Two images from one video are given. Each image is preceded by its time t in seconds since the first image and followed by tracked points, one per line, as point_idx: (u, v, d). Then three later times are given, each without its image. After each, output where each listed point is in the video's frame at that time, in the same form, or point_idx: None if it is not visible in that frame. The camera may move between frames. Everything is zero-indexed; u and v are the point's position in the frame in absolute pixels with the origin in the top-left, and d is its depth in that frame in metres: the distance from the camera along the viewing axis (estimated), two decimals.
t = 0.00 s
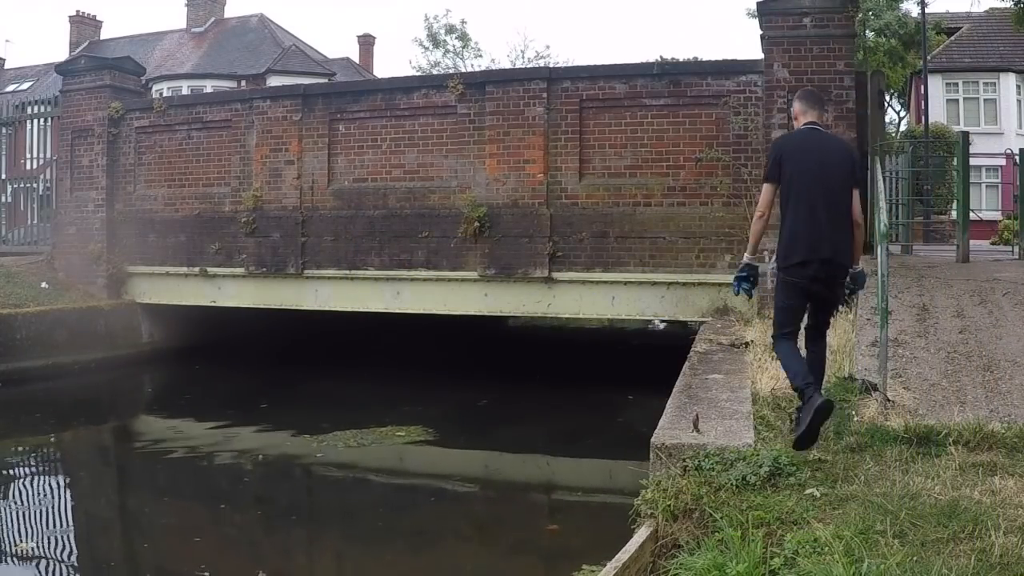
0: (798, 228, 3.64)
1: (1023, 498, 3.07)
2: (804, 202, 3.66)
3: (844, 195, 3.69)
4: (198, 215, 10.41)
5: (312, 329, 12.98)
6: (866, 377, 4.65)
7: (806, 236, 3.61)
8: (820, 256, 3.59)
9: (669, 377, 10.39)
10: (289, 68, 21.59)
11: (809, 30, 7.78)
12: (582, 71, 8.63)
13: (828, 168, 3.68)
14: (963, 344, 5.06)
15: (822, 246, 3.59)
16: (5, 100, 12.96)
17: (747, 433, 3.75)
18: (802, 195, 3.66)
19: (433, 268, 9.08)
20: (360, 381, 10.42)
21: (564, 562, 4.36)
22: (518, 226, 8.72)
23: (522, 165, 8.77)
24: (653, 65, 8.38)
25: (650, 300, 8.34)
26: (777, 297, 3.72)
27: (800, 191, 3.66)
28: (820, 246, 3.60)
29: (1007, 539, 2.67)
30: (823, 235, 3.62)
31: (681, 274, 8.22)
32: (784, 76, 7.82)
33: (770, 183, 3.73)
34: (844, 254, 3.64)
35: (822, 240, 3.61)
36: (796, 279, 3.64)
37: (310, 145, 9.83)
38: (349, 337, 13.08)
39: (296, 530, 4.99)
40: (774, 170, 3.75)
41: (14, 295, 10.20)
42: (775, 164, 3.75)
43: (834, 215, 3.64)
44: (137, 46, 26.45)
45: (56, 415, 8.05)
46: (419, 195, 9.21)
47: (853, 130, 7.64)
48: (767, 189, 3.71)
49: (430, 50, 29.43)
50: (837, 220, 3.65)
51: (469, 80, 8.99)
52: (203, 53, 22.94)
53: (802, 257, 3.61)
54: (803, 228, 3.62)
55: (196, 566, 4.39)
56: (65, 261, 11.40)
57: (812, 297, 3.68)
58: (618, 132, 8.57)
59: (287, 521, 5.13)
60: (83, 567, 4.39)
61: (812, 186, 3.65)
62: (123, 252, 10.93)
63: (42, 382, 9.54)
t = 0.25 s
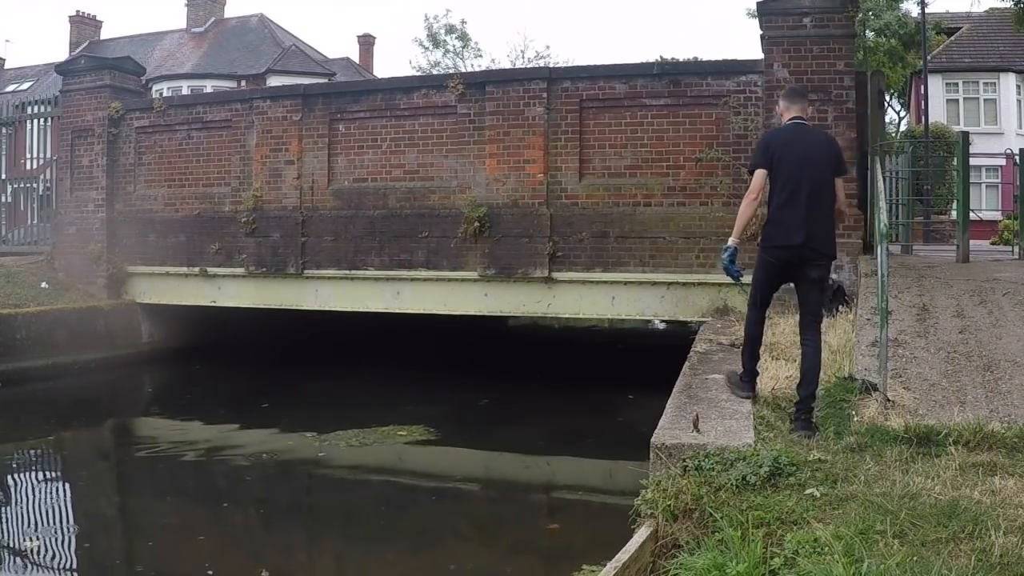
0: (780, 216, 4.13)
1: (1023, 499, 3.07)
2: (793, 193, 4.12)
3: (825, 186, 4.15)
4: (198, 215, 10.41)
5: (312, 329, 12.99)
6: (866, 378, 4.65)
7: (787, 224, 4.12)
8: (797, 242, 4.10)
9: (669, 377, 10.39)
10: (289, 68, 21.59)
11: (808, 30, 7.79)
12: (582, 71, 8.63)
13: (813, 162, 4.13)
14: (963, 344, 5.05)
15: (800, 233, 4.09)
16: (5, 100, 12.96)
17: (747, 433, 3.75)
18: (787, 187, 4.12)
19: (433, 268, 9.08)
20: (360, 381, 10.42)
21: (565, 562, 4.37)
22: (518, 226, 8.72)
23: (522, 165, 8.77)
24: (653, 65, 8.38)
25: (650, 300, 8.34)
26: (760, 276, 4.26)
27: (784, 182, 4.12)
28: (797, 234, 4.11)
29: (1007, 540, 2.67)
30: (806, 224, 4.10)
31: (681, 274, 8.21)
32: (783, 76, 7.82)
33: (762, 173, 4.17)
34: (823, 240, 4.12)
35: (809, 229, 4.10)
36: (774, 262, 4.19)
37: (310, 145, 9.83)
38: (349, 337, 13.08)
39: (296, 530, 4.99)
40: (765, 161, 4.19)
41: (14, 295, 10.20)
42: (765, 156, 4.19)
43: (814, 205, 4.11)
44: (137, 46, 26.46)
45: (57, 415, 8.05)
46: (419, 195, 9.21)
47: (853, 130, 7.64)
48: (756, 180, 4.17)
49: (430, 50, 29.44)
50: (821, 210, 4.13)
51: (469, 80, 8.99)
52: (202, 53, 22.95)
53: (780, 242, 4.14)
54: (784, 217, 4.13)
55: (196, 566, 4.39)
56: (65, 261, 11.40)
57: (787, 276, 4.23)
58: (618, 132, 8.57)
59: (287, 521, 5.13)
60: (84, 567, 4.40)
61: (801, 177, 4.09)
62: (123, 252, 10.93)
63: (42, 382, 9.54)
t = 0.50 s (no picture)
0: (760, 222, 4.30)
1: (1023, 499, 3.07)
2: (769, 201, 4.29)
3: (803, 193, 4.32)
4: (198, 215, 10.41)
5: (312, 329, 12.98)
6: (866, 377, 4.65)
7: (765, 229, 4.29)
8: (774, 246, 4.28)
9: (669, 377, 10.39)
10: (289, 68, 21.60)
11: (808, 30, 7.79)
12: (582, 71, 8.63)
13: (789, 169, 4.30)
14: (963, 344, 5.05)
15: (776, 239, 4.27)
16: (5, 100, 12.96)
17: (747, 433, 3.75)
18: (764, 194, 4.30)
19: (433, 268, 9.08)
20: (360, 381, 10.43)
21: (565, 562, 4.37)
22: (518, 226, 8.72)
23: (522, 165, 8.77)
24: (653, 65, 8.38)
25: (650, 300, 8.34)
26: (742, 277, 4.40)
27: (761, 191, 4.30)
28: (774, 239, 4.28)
29: (1007, 539, 2.67)
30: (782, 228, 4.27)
31: (682, 274, 8.21)
32: (784, 77, 7.82)
33: (741, 182, 4.36)
34: (800, 245, 4.29)
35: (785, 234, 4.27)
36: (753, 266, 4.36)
37: (310, 145, 9.83)
38: (349, 337, 13.08)
39: (296, 530, 4.99)
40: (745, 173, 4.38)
41: (14, 295, 10.20)
42: (745, 165, 4.38)
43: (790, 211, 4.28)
44: (137, 46, 26.47)
45: (57, 415, 8.05)
46: (419, 195, 9.21)
47: (854, 130, 7.64)
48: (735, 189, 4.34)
49: (430, 50, 29.45)
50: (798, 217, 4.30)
51: (469, 80, 8.99)
52: (203, 53, 22.96)
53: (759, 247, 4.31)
54: (762, 223, 4.30)
55: (196, 566, 4.39)
56: (65, 261, 11.40)
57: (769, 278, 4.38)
58: (618, 132, 8.57)
59: (287, 521, 5.13)
60: (84, 567, 4.40)
61: (776, 186, 4.27)
62: (123, 252, 10.93)
63: (42, 382, 9.54)
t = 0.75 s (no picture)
0: (758, 217, 4.68)
1: (1023, 498, 3.07)
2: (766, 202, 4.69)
3: (798, 198, 4.71)
4: (198, 215, 10.40)
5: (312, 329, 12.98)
6: (866, 377, 4.65)
7: (761, 223, 4.68)
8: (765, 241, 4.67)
9: (669, 377, 10.39)
10: (290, 68, 21.60)
11: (809, 30, 7.79)
12: (582, 71, 8.63)
13: (789, 174, 4.70)
14: (963, 344, 5.05)
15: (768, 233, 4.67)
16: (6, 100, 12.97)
17: (747, 433, 3.75)
18: (762, 193, 4.71)
19: (433, 268, 9.08)
20: (360, 381, 10.43)
21: (564, 562, 4.36)
22: (518, 226, 8.72)
23: (522, 165, 8.77)
24: (653, 65, 8.37)
25: (650, 300, 8.34)
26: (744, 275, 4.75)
27: (762, 188, 4.72)
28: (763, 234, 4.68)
29: (1008, 540, 2.67)
30: (775, 227, 4.69)
31: (682, 274, 8.22)
32: (784, 76, 7.82)
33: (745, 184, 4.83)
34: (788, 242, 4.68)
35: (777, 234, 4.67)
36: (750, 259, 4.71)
37: (310, 145, 9.83)
38: (349, 337, 13.08)
39: (296, 530, 4.99)
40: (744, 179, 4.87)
41: (15, 295, 10.21)
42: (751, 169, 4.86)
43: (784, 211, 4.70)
44: (137, 46, 26.46)
45: (57, 415, 8.05)
46: (419, 195, 9.21)
47: (854, 130, 7.64)
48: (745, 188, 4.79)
49: (430, 50, 29.45)
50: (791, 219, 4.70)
51: (469, 80, 8.99)
52: (203, 53, 22.96)
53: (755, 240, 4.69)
54: (760, 220, 4.68)
55: (196, 566, 4.39)
56: (65, 261, 11.40)
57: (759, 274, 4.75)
58: (618, 132, 8.57)
59: (287, 521, 5.13)
60: (84, 567, 4.39)
61: (772, 186, 4.66)
62: (123, 252, 10.93)
63: (42, 382, 9.54)
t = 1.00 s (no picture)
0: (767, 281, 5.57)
1: (1023, 498, 3.06)
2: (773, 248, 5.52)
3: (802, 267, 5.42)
4: (198, 215, 10.40)
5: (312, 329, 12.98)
6: (866, 377, 4.64)
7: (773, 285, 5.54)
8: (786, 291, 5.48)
9: (669, 377, 10.39)
10: (290, 68, 21.59)
11: (809, 30, 7.79)
12: (582, 71, 8.63)
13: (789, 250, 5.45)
14: (963, 344, 5.05)
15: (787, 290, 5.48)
16: (6, 100, 12.97)
17: (747, 433, 3.75)
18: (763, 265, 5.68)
19: (433, 268, 9.08)
20: (360, 381, 10.42)
21: (564, 563, 4.36)
22: (518, 226, 8.72)
23: (522, 165, 8.77)
24: (653, 64, 8.37)
25: (650, 299, 8.34)
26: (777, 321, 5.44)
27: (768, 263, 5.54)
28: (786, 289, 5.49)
29: (1008, 540, 2.67)
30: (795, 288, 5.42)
31: (682, 274, 8.21)
32: (784, 77, 7.83)
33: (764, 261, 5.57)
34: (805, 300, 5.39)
35: (784, 269, 5.42)
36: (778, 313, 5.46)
37: (310, 145, 9.83)
38: (349, 337, 13.07)
39: (296, 530, 4.98)
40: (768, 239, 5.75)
41: (15, 295, 10.21)
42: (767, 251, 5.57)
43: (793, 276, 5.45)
44: (137, 46, 26.46)
45: (56, 415, 8.05)
46: (419, 195, 9.21)
47: (854, 130, 7.66)
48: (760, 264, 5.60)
49: (430, 50, 29.44)
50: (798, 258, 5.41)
51: (469, 80, 8.98)
52: (202, 53, 22.95)
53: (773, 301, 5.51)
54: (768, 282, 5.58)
55: (196, 566, 4.38)
56: (65, 261, 11.40)
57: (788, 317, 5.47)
58: (618, 132, 8.57)
59: (287, 521, 5.13)
60: (83, 567, 4.39)
61: (776, 264, 5.46)
62: (123, 252, 10.93)
63: (42, 382, 9.54)
